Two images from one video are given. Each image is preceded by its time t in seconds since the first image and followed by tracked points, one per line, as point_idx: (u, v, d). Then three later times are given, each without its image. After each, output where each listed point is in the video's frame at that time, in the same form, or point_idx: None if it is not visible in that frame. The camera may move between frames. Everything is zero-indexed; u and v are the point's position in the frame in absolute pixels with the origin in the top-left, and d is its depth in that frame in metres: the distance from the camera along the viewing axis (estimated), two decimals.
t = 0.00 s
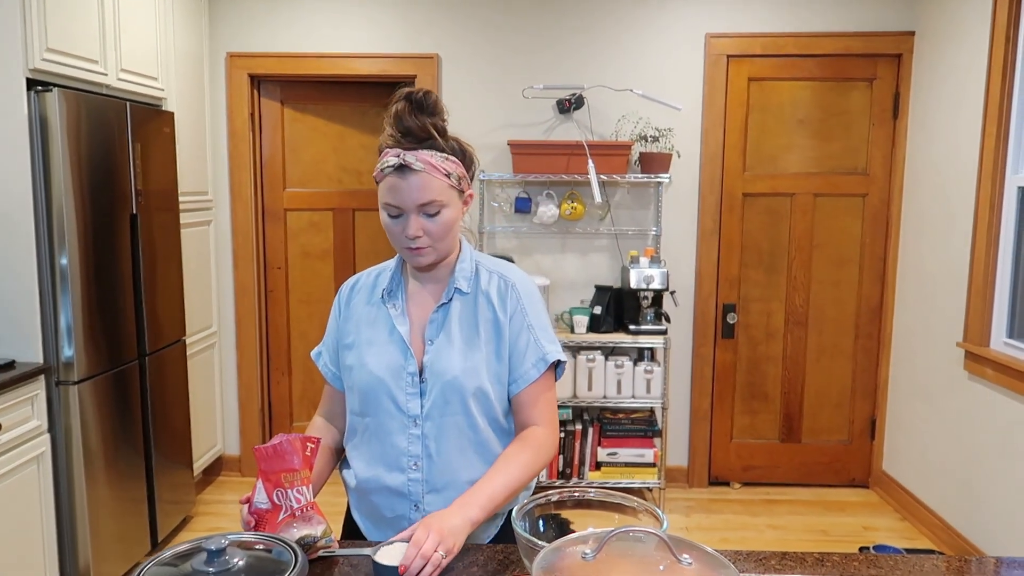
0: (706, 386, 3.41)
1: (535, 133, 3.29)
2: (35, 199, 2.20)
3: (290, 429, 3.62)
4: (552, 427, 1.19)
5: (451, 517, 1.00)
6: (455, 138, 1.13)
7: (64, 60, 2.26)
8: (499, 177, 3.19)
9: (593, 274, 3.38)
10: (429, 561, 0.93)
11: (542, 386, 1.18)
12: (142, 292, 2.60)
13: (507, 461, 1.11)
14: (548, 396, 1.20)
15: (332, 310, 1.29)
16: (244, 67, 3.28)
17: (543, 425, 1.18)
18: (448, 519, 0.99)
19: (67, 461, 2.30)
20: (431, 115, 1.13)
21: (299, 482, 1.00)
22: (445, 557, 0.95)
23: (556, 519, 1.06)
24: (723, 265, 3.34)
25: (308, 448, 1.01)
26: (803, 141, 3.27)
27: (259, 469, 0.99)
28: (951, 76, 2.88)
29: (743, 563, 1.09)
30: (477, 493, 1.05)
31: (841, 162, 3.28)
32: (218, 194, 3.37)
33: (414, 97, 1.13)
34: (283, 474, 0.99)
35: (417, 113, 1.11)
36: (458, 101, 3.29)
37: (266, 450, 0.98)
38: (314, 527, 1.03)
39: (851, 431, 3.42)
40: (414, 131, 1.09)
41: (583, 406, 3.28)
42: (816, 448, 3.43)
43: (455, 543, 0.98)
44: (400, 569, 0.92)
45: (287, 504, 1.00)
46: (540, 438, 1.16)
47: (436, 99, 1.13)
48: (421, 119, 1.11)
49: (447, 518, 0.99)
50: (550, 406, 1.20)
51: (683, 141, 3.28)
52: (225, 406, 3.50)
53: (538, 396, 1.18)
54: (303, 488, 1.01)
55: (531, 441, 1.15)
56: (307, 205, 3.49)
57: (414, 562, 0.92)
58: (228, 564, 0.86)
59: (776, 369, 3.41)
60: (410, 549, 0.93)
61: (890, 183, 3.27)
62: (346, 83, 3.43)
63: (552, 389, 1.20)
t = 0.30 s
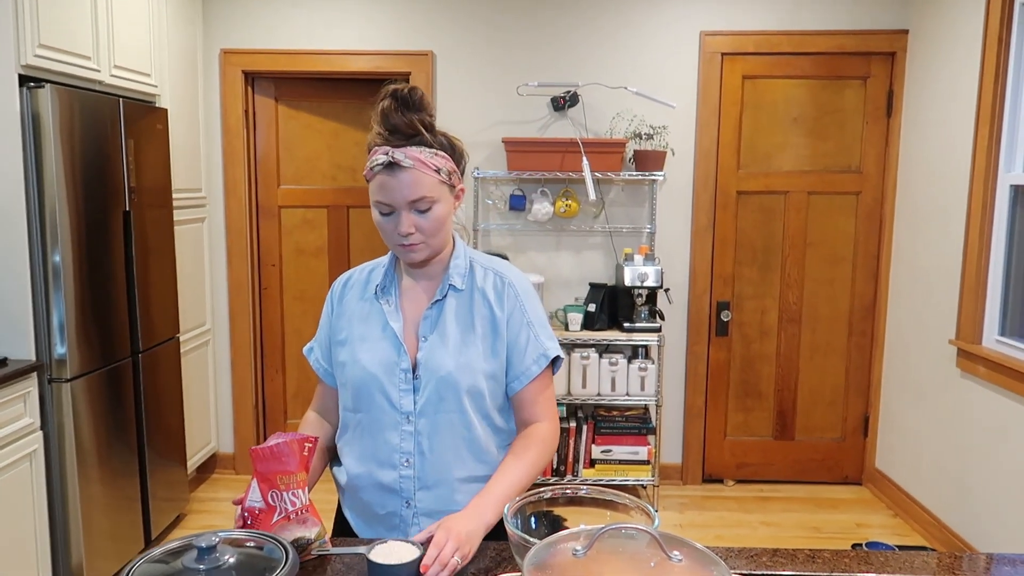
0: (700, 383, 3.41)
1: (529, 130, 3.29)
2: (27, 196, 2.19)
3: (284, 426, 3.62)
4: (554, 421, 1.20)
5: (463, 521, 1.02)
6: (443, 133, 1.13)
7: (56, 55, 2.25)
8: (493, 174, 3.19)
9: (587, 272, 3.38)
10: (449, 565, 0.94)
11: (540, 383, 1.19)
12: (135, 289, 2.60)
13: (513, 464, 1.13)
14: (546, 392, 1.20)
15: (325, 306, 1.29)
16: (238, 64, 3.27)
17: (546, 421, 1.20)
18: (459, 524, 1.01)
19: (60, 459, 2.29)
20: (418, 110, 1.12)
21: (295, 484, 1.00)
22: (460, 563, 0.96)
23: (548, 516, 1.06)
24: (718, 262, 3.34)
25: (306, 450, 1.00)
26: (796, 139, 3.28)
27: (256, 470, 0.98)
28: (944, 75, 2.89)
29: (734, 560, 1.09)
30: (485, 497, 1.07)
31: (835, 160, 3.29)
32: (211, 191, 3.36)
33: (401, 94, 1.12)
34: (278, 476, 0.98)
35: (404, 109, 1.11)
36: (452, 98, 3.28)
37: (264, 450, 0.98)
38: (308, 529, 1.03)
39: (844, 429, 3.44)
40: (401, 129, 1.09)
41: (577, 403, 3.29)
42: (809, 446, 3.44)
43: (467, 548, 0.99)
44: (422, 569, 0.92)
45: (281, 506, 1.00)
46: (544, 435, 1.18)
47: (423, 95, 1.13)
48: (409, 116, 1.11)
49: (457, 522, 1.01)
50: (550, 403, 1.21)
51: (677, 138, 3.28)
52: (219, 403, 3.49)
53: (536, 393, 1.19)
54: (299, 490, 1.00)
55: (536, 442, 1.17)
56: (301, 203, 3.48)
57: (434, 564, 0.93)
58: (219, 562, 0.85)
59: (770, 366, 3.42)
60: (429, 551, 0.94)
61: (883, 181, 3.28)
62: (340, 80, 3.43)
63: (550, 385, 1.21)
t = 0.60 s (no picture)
0: (696, 383, 3.42)
1: (526, 130, 3.29)
2: (23, 195, 2.18)
3: (280, 425, 3.62)
4: (538, 427, 1.20)
5: (447, 524, 1.00)
6: (441, 133, 1.13)
7: (51, 54, 2.24)
8: (489, 174, 3.19)
9: (584, 271, 3.38)
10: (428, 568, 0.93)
11: (529, 385, 1.19)
12: (131, 288, 2.59)
13: (495, 467, 1.12)
14: (535, 394, 1.20)
15: (321, 303, 1.29)
16: (234, 63, 3.26)
17: (530, 425, 1.19)
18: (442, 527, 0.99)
19: (55, 458, 2.29)
20: (417, 110, 1.12)
21: (292, 485, 1.00)
22: (439, 566, 0.95)
23: (544, 515, 1.06)
24: (714, 261, 3.35)
25: (303, 451, 1.00)
26: (792, 139, 3.28)
27: (252, 470, 0.98)
28: (939, 74, 2.90)
29: (729, 558, 1.09)
30: (469, 500, 1.06)
31: (831, 160, 3.30)
32: (208, 190, 3.35)
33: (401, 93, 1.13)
34: (275, 476, 0.98)
35: (403, 108, 1.11)
36: (449, 97, 3.28)
37: (262, 450, 0.98)
38: (305, 529, 1.03)
39: (840, 428, 3.45)
40: (399, 129, 1.09)
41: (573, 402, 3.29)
42: (805, 444, 3.45)
43: (449, 553, 0.97)
44: (399, 567, 0.91)
45: (278, 506, 1.00)
46: (529, 438, 1.17)
47: (422, 94, 1.13)
48: (407, 115, 1.11)
49: (440, 525, 0.99)
50: (537, 407, 1.21)
51: (674, 138, 3.28)
52: (216, 402, 3.49)
53: (525, 395, 1.19)
54: (296, 491, 1.00)
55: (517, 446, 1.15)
56: (298, 202, 3.48)
57: (412, 563, 0.92)
58: (215, 561, 0.86)
59: (766, 365, 3.43)
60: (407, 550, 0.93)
61: (879, 180, 3.29)
62: (336, 80, 3.43)
63: (538, 387, 1.21)
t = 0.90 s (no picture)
0: (693, 382, 3.43)
1: (523, 130, 3.30)
2: (19, 195, 2.18)
3: (277, 425, 3.62)
4: (536, 429, 1.20)
5: (445, 523, 1.01)
6: (439, 132, 1.14)
7: (48, 54, 2.24)
8: (486, 174, 3.20)
9: (581, 271, 3.39)
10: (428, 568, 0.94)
11: (528, 385, 1.19)
12: (128, 287, 2.59)
13: (495, 466, 1.12)
14: (534, 396, 1.21)
15: (320, 301, 1.29)
16: (231, 63, 3.26)
17: (529, 427, 1.19)
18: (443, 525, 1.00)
19: (51, 458, 2.28)
20: (414, 108, 1.13)
21: (290, 486, 1.00)
22: (440, 566, 0.96)
23: (541, 515, 1.06)
24: (711, 261, 3.36)
25: (302, 452, 1.01)
26: (788, 139, 3.29)
27: (251, 470, 0.99)
28: (936, 75, 2.91)
29: (725, 558, 1.09)
30: (468, 500, 1.07)
31: (827, 160, 3.31)
32: (204, 189, 3.35)
33: (399, 92, 1.13)
34: (274, 477, 0.99)
35: (401, 108, 1.12)
36: (446, 97, 3.28)
37: (260, 451, 0.99)
38: (302, 530, 1.03)
39: (837, 427, 3.45)
40: (397, 128, 1.09)
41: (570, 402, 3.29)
42: (801, 444, 3.46)
43: (449, 552, 0.98)
44: (399, 567, 0.92)
45: (276, 507, 1.00)
46: (528, 439, 1.17)
47: (420, 93, 1.13)
48: (405, 114, 1.11)
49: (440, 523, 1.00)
50: (536, 408, 1.21)
51: (670, 138, 3.29)
52: (213, 402, 3.49)
53: (524, 396, 1.19)
54: (294, 492, 1.01)
55: (513, 448, 1.15)
56: (295, 201, 3.48)
57: (411, 565, 0.92)
58: (212, 560, 0.86)
59: (762, 365, 3.43)
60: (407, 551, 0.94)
61: (876, 180, 3.30)
62: (333, 79, 3.43)
63: (537, 388, 1.21)
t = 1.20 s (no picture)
0: (690, 383, 3.43)
1: (521, 130, 3.30)
2: (16, 195, 2.17)
3: (275, 426, 3.62)
4: (552, 404, 1.27)
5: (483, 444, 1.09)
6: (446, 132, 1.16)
7: (46, 54, 2.24)
8: (484, 174, 3.20)
9: (579, 271, 3.39)
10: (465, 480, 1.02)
11: (538, 374, 1.22)
12: (125, 288, 2.59)
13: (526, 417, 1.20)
14: (544, 382, 1.25)
15: (312, 303, 1.27)
16: (229, 63, 3.26)
17: (547, 401, 1.25)
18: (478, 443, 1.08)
19: (49, 460, 2.28)
20: (425, 106, 1.15)
21: (289, 487, 1.00)
22: (478, 479, 1.04)
23: (539, 516, 1.06)
24: (708, 261, 3.36)
25: (301, 453, 0.99)
26: (786, 139, 3.30)
27: (251, 470, 0.98)
28: (933, 75, 2.91)
29: (724, 558, 1.10)
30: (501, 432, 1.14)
31: (824, 160, 3.31)
32: (202, 189, 3.35)
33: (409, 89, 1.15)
34: (272, 477, 0.98)
35: (413, 103, 1.13)
36: (444, 97, 3.28)
37: (259, 453, 0.98)
38: (301, 530, 1.04)
39: (834, 427, 3.46)
40: (410, 120, 1.12)
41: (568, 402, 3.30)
42: (799, 443, 3.47)
43: (484, 467, 1.06)
44: (439, 480, 0.99)
45: (275, 507, 1.00)
46: (548, 410, 1.23)
47: (430, 92, 1.16)
48: (417, 109, 1.13)
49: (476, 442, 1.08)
50: (547, 390, 1.25)
51: (668, 138, 3.29)
52: (211, 403, 3.49)
53: (536, 382, 1.23)
54: (293, 493, 1.00)
55: (533, 417, 1.20)
56: (293, 202, 3.48)
57: (451, 477, 1.00)
58: (212, 561, 0.86)
59: (760, 365, 3.44)
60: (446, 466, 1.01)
61: (873, 181, 3.31)
62: (331, 80, 3.43)
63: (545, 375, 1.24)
